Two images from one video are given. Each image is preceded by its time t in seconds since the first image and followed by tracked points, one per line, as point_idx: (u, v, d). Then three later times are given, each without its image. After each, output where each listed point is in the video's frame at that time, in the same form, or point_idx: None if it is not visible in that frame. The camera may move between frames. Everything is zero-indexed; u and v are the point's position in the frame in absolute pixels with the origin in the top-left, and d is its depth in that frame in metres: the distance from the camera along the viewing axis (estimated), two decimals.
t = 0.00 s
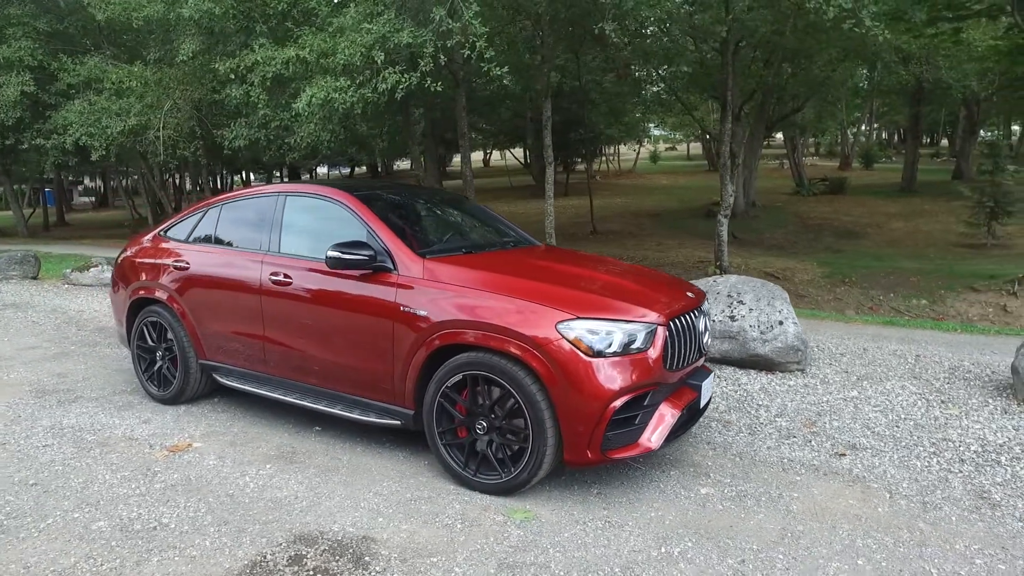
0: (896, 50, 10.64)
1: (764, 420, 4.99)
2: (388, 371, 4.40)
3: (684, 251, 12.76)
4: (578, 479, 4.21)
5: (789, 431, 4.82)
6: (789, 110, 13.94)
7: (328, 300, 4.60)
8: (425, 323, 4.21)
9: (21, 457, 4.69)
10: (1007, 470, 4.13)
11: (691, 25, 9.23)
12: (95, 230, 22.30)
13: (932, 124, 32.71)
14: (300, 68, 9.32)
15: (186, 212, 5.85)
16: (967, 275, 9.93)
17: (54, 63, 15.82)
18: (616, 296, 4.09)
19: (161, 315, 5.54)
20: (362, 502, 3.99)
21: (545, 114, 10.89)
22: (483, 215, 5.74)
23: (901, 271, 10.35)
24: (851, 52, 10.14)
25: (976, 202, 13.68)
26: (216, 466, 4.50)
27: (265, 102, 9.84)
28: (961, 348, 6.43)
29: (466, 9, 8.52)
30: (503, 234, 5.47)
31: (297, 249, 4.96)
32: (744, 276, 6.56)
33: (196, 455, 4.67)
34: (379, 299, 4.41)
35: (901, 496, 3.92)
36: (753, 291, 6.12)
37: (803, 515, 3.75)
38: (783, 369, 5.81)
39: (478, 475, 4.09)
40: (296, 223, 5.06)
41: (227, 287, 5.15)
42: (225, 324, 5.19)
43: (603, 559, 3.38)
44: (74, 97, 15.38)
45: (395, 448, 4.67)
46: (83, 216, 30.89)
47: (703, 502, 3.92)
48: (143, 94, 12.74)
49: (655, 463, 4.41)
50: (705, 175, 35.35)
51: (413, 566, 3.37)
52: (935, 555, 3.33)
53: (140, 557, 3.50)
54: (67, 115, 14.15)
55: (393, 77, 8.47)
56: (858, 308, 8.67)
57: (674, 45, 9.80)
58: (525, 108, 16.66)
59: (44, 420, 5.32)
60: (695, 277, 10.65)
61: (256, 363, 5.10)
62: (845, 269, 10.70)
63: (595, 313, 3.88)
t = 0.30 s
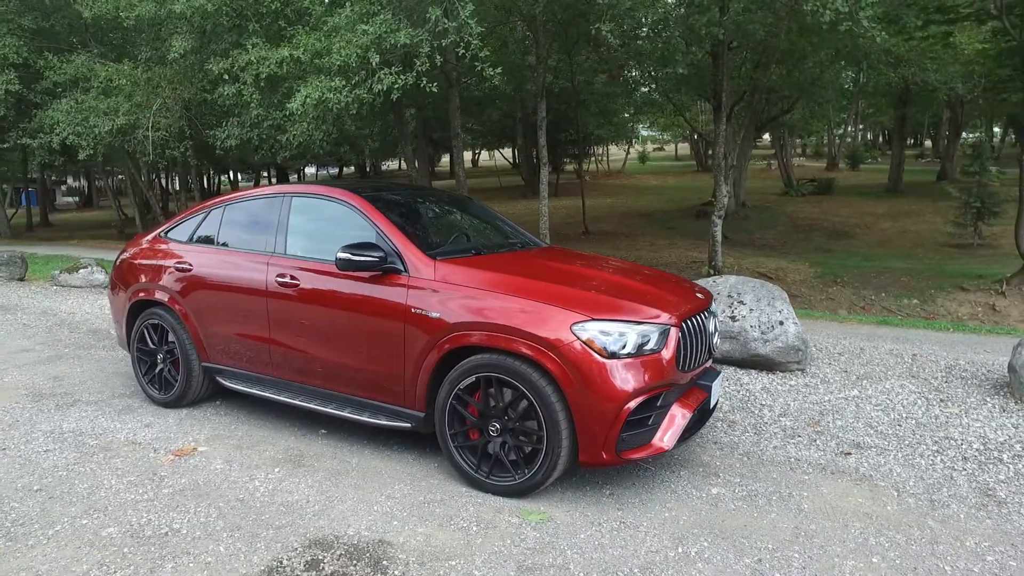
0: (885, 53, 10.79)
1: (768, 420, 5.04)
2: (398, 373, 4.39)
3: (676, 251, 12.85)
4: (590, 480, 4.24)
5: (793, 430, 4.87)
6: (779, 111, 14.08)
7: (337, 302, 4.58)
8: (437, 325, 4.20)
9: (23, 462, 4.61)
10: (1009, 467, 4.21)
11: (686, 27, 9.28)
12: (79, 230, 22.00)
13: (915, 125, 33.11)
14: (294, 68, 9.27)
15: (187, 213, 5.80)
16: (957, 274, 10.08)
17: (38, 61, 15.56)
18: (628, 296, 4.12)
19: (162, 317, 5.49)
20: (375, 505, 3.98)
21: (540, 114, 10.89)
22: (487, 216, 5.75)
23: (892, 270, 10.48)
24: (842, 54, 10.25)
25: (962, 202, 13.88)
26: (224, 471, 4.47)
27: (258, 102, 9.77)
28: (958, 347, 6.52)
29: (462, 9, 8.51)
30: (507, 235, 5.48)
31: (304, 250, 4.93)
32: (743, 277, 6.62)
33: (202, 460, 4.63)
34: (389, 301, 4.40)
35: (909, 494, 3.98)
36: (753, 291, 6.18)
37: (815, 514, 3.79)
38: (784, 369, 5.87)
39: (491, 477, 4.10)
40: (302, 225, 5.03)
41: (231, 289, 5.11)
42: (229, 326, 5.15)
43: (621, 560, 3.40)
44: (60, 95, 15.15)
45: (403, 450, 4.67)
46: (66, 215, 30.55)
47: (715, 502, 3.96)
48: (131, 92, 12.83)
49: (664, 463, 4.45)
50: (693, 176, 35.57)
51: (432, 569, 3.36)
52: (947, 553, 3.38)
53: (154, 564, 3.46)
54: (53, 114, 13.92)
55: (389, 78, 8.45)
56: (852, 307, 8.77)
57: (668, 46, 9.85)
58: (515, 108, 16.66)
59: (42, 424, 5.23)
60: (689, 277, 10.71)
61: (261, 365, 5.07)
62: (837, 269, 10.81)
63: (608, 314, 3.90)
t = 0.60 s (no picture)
0: (864, 56, 10.98)
1: (759, 418, 5.11)
2: (396, 374, 4.39)
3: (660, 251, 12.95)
4: (589, 479, 4.27)
5: (785, 428, 4.95)
6: (760, 112, 14.25)
7: (333, 303, 4.57)
8: (435, 326, 4.21)
9: (10, 468, 4.52)
10: (994, 460, 4.31)
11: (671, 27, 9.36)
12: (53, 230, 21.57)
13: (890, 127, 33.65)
14: (279, 68, 9.27)
15: (176, 214, 5.74)
16: (935, 274, 10.27)
17: (13, 58, 15.23)
18: (624, 296, 4.17)
19: (152, 319, 5.43)
20: (375, 507, 3.98)
21: (525, 114, 10.91)
22: (480, 216, 5.76)
23: (872, 270, 10.65)
24: (824, 56, 10.40)
25: (938, 203, 14.15)
26: (219, 474, 4.43)
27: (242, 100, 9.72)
28: (940, 345, 6.66)
29: (450, 8, 8.51)
30: (501, 236, 5.50)
31: (298, 251, 4.90)
32: (731, 277, 6.72)
33: (197, 462, 4.59)
34: (387, 302, 4.40)
35: (899, 489, 4.06)
36: (741, 291, 6.27)
37: (810, 509, 3.86)
38: (772, 367, 5.96)
39: (490, 476, 4.12)
40: (296, 225, 5.01)
41: (224, 290, 5.07)
42: (222, 328, 5.11)
43: (623, 557, 3.44)
44: (35, 92, 14.85)
45: (400, 451, 4.67)
46: (41, 216, 30.03)
47: (712, 498, 4.02)
48: (110, 91, 12.80)
49: (660, 461, 4.51)
50: (674, 176, 35.84)
51: (437, 570, 3.37)
52: (939, 544, 3.45)
53: (154, 568, 3.42)
54: (28, 112, 13.55)
55: (376, 78, 8.42)
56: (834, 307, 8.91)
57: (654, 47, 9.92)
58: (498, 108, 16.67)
59: (28, 428, 5.13)
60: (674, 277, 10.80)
61: (255, 367, 5.04)
62: (819, 269, 10.95)
63: (606, 314, 3.94)
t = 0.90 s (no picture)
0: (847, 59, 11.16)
1: (754, 415, 5.20)
2: (399, 374, 4.41)
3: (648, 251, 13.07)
4: (590, 477, 4.33)
5: (779, 425, 5.04)
6: (744, 114, 14.40)
7: (335, 303, 4.58)
8: (438, 326, 4.24)
9: (8, 471, 4.48)
10: (983, 454, 4.42)
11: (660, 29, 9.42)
12: (31, 231, 21.17)
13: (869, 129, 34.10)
14: (268, 67, 9.21)
15: (170, 214, 5.70)
16: (918, 273, 10.46)
17: None
18: (625, 296, 4.23)
19: (148, 320, 5.40)
20: (380, 506, 4.00)
21: (514, 115, 10.93)
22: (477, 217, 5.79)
23: (856, 269, 10.82)
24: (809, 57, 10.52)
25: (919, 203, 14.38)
26: (221, 475, 4.43)
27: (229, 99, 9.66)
28: (927, 343, 6.79)
29: (441, 9, 8.51)
30: (498, 236, 5.54)
31: (298, 252, 4.90)
32: (723, 277, 6.81)
33: (197, 464, 4.59)
34: (389, 302, 4.41)
35: (894, 483, 4.15)
36: (733, 291, 6.36)
37: (809, 504, 3.94)
38: (764, 365, 6.06)
39: (494, 475, 4.15)
40: (295, 226, 5.01)
41: (222, 291, 5.05)
42: (220, 329, 5.09)
43: (630, 553, 3.50)
44: (13, 91, 14.60)
45: (401, 451, 4.69)
46: (18, 216, 29.54)
47: (713, 494, 4.10)
48: (93, 91, 12.95)
49: (660, 458, 4.58)
50: (657, 177, 36.07)
51: (447, 568, 3.40)
52: (936, 537, 3.54)
53: (162, 570, 3.42)
54: (5, 110, 13.19)
55: (366, 79, 8.41)
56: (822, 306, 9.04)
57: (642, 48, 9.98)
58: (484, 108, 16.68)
59: (22, 431, 5.08)
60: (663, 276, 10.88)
61: (254, 368, 5.04)
62: (804, 268, 11.10)
63: (609, 313, 3.99)
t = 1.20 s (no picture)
0: (843, 62, 11.27)
1: (763, 415, 5.28)
2: (417, 377, 4.45)
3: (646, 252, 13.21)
4: (607, 477, 4.39)
5: (788, 425, 5.12)
6: (740, 115, 14.51)
7: (353, 306, 4.61)
8: (457, 329, 4.28)
9: (26, 474, 4.49)
10: (989, 454, 4.52)
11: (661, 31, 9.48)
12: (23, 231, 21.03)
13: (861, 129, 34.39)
14: (269, 68, 9.21)
15: (182, 217, 5.70)
16: (914, 273, 10.59)
17: None
18: (642, 299, 4.28)
19: (160, 323, 5.41)
20: (402, 508, 4.04)
21: (515, 116, 10.97)
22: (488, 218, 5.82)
23: (854, 270, 10.95)
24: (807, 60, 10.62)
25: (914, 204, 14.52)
26: (240, 478, 4.45)
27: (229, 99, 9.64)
28: (929, 344, 6.89)
29: (444, 11, 8.53)
30: (511, 237, 5.58)
31: (313, 255, 4.93)
32: (728, 278, 6.88)
33: (215, 467, 4.61)
34: (407, 305, 4.45)
35: (905, 482, 4.24)
36: (739, 292, 6.43)
37: (824, 503, 4.02)
38: (770, 366, 6.15)
39: (513, 476, 4.20)
40: (310, 229, 5.04)
41: (237, 294, 5.07)
42: (234, 331, 5.11)
43: (653, 552, 3.56)
44: (8, 91, 14.51)
45: (418, 453, 4.73)
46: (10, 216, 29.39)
47: (729, 494, 4.16)
48: (89, 91, 13.10)
49: (674, 459, 4.64)
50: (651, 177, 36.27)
51: (473, 568, 3.45)
52: (950, 535, 3.63)
53: (190, 573, 3.45)
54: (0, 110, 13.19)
55: (369, 81, 8.43)
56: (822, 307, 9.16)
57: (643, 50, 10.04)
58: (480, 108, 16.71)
59: (36, 434, 5.08)
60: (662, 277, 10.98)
61: (268, 370, 5.06)
62: (802, 269, 11.22)
63: (627, 316, 4.05)
